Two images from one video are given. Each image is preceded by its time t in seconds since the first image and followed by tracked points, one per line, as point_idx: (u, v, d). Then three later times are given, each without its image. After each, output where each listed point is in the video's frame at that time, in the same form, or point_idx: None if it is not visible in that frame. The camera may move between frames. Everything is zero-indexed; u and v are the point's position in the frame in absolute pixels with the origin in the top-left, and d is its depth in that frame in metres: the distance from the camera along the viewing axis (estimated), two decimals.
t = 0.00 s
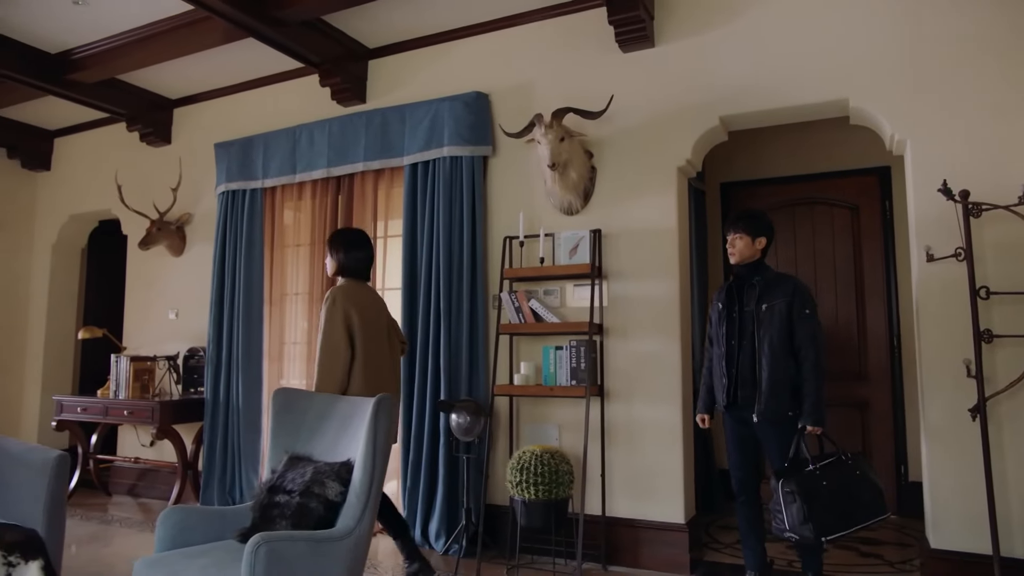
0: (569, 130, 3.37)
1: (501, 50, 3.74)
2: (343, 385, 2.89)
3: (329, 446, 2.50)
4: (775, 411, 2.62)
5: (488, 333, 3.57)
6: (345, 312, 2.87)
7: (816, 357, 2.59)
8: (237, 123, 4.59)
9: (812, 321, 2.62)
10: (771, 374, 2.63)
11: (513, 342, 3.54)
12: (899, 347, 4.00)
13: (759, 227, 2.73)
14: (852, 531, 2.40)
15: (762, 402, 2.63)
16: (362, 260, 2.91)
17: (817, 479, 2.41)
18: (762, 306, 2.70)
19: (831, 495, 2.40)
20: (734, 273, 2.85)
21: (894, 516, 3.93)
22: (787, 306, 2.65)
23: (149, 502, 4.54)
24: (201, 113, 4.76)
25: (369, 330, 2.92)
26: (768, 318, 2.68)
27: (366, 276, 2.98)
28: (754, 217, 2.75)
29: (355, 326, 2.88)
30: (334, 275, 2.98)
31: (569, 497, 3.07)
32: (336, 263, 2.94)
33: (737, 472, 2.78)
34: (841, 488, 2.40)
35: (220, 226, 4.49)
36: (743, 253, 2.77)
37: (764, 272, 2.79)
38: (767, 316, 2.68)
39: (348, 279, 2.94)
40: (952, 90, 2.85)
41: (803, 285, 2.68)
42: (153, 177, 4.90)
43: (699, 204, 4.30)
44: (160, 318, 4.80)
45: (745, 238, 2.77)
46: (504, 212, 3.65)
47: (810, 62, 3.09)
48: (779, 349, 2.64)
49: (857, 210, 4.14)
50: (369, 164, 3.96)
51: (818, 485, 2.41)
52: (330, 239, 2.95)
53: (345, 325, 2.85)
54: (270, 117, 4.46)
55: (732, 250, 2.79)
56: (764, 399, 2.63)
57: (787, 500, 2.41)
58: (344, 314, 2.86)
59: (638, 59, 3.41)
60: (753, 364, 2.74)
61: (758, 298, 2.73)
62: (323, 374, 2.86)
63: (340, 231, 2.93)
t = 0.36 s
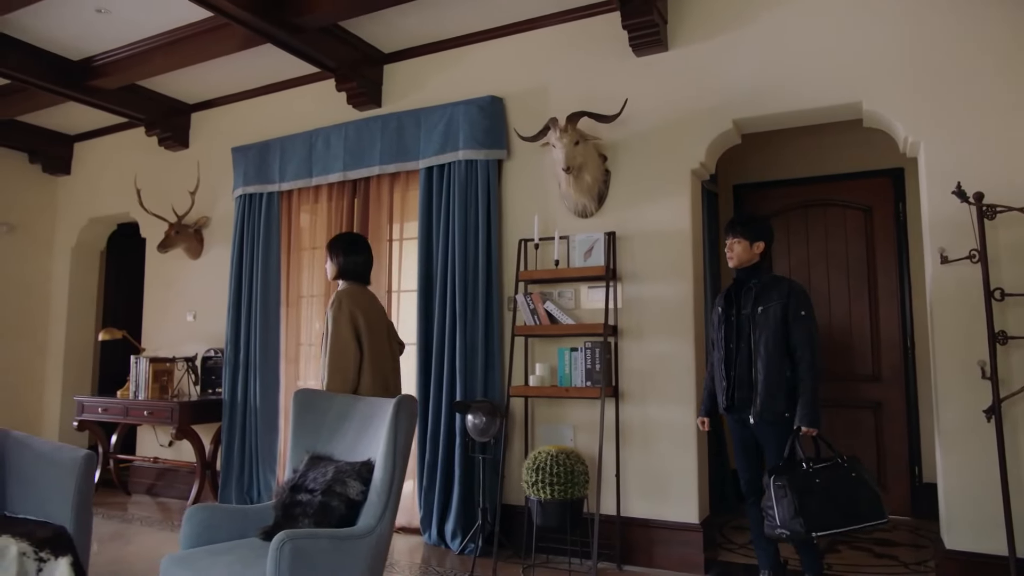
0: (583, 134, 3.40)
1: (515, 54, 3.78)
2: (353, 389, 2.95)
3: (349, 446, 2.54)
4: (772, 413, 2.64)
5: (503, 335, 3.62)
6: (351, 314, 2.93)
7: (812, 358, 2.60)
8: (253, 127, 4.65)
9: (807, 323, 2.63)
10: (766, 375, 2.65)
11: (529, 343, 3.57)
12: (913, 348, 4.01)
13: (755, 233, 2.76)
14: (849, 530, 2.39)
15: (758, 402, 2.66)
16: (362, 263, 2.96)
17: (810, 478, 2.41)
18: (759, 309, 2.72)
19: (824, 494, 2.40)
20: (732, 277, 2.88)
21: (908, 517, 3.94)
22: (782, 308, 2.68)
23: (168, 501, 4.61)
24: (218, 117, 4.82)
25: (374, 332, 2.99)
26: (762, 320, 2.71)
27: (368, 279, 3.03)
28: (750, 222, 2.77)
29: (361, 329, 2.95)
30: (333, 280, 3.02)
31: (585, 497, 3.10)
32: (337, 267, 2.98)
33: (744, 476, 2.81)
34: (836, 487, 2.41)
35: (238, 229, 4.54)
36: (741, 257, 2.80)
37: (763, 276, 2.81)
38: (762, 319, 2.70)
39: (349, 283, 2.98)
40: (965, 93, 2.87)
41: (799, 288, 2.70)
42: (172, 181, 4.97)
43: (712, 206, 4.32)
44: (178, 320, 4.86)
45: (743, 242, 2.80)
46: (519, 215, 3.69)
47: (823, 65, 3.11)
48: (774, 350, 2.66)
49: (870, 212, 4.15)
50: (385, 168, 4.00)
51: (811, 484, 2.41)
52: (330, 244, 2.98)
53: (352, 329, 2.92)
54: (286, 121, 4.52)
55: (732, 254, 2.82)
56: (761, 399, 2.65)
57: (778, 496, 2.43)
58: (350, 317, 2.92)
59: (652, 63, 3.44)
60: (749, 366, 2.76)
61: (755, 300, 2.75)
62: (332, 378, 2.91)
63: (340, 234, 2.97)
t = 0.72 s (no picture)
0: (597, 137, 3.43)
1: (529, 59, 3.81)
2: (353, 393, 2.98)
3: (369, 446, 2.58)
4: (774, 415, 2.64)
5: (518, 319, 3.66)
6: (352, 319, 2.97)
7: (816, 360, 2.56)
8: (269, 132, 4.71)
9: (812, 324, 2.59)
10: (767, 376, 2.67)
11: (543, 344, 3.60)
12: (927, 350, 4.01)
13: (770, 234, 2.76)
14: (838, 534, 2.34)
15: (760, 405, 2.68)
16: (359, 270, 2.97)
17: (794, 477, 2.39)
18: (764, 310, 2.74)
19: (808, 494, 2.37)
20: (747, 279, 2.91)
21: (923, 519, 3.94)
22: (786, 311, 2.66)
23: (186, 500, 4.68)
24: (235, 121, 4.89)
25: (373, 336, 3.04)
26: (768, 323, 2.71)
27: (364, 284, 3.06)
28: (764, 224, 2.77)
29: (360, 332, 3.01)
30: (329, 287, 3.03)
31: (600, 497, 3.13)
32: (334, 274, 2.99)
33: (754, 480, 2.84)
34: (821, 488, 2.36)
35: (255, 232, 4.59)
36: (756, 260, 2.81)
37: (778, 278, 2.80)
38: (766, 321, 2.71)
39: (345, 289, 3.00)
40: (979, 95, 2.88)
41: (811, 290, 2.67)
42: (190, 184, 5.04)
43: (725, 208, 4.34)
44: (196, 321, 4.93)
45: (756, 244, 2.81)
46: (533, 218, 3.72)
47: (837, 68, 3.13)
48: (776, 352, 2.66)
49: (883, 213, 4.16)
50: (400, 171, 4.04)
51: (795, 483, 2.38)
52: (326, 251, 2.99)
53: (353, 332, 2.96)
54: (302, 125, 4.57)
55: (746, 256, 2.82)
56: (761, 401, 2.68)
57: (758, 490, 2.42)
58: (351, 321, 2.97)
59: (666, 67, 3.46)
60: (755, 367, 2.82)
61: (763, 301, 2.77)
62: (333, 381, 2.93)
63: (336, 241, 2.99)
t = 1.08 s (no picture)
0: (613, 139, 3.45)
1: (544, 62, 3.84)
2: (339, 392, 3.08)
3: (389, 446, 2.62)
4: (780, 416, 2.68)
5: (533, 338, 3.65)
6: (343, 318, 3.08)
7: (817, 363, 2.54)
8: (286, 135, 4.76)
9: (818, 326, 2.57)
10: (774, 376, 2.71)
11: (558, 345, 3.62)
12: (942, 351, 4.00)
13: (787, 231, 2.75)
14: (832, 541, 2.35)
15: (767, 405, 2.72)
16: (352, 272, 3.06)
17: (783, 483, 2.41)
18: (776, 310, 2.75)
19: (794, 501, 2.39)
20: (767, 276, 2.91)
21: (939, 520, 3.93)
22: (795, 310, 2.66)
23: (205, 499, 4.74)
24: (252, 125, 4.95)
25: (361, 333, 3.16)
26: (779, 323, 2.72)
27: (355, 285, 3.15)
28: (782, 222, 2.77)
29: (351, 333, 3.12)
30: (323, 287, 3.12)
31: (616, 496, 3.15)
32: (327, 277, 3.07)
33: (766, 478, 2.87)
34: (811, 495, 2.37)
35: (272, 234, 4.64)
36: (778, 258, 2.79)
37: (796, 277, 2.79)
38: (777, 321, 2.72)
39: (338, 290, 3.10)
40: (995, 95, 2.88)
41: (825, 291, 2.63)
42: (208, 187, 5.10)
43: (739, 209, 4.36)
44: (214, 322, 4.99)
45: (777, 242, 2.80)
46: (548, 219, 3.75)
47: (853, 69, 3.14)
48: (782, 354, 2.70)
49: (898, 214, 4.16)
50: (416, 173, 4.08)
51: (783, 490, 2.41)
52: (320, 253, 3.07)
53: (343, 333, 3.07)
54: (319, 128, 4.62)
55: (768, 253, 2.81)
56: (769, 401, 2.72)
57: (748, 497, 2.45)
58: (341, 319, 3.07)
59: (680, 69, 3.49)
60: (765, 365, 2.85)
61: (776, 301, 2.77)
62: (324, 379, 3.02)
63: (329, 244, 3.06)
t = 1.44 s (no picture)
0: (627, 141, 3.46)
1: (557, 64, 3.87)
2: (332, 392, 3.10)
3: (406, 445, 2.66)
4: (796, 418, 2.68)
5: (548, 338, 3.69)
6: (339, 321, 3.11)
7: (816, 362, 2.58)
8: (301, 137, 4.81)
9: (824, 328, 2.59)
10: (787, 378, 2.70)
11: (572, 345, 3.65)
12: (957, 352, 3.99)
13: (800, 232, 2.75)
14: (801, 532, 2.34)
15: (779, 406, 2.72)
16: (350, 274, 3.10)
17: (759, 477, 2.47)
18: (790, 312, 2.76)
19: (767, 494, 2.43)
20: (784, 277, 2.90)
21: (954, 521, 3.92)
22: (808, 313, 2.67)
23: (222, 497, 4.80)
24: (267, 127, 5.00)
25: (358, 334, 3.18)
26: (792, 324, 2.73)
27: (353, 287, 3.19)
28: (797, 223, 2.76)
29: (348, 334, 3.14)
30: (323, 289, 3.18)
31: (630, 496, 3.17)
32: (326, 279, 3.13)
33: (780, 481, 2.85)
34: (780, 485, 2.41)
35: (288, 235, 4.68)
36: (795, 258, 2.79)
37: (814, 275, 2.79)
38: (790, 323, 2.73)
39: (337, 292, 3.15)
40: (1009, 95, 2.88)
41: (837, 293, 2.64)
42: (224, 190, 5.16)
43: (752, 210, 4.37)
44: (230, 323, 5.05)
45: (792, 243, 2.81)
46: (562, 220, 3.78)
47: (867, 70, 3.15)
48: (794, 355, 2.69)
49: (912, 215, 4.16)
50: (431, 175, 4.12)
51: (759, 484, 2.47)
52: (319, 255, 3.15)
53: (338, 334, 3.10)
54: (333, 131, 4.67)
55: (783, 255, 2.81)
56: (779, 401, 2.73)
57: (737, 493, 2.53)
58: (338, 320, 3.10)
59: (694, 71, 3.50)
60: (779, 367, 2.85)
61: (791, 303, 2.78)
62: (317, 377, 3.06)
63: (329, 247, 3.13)
